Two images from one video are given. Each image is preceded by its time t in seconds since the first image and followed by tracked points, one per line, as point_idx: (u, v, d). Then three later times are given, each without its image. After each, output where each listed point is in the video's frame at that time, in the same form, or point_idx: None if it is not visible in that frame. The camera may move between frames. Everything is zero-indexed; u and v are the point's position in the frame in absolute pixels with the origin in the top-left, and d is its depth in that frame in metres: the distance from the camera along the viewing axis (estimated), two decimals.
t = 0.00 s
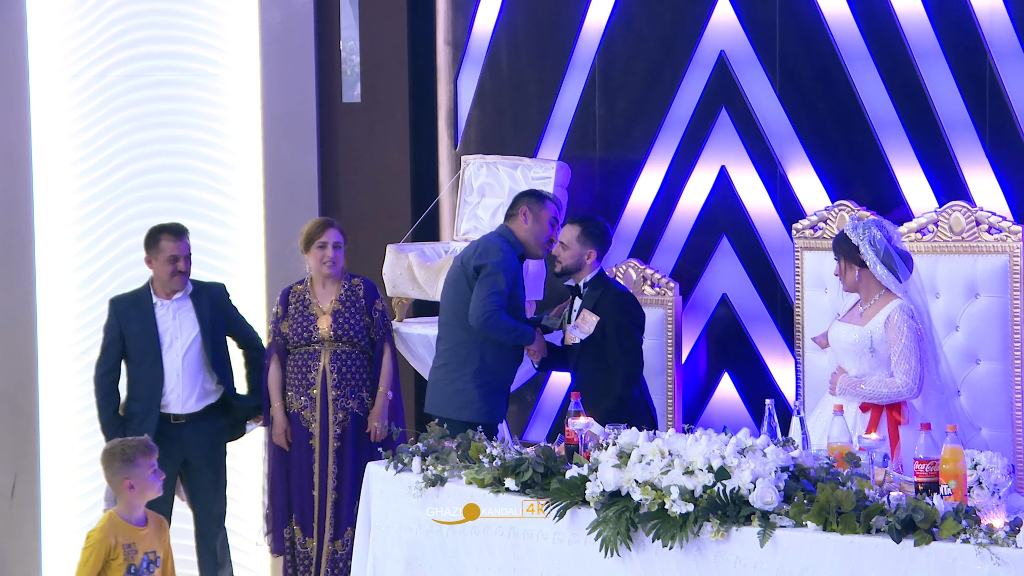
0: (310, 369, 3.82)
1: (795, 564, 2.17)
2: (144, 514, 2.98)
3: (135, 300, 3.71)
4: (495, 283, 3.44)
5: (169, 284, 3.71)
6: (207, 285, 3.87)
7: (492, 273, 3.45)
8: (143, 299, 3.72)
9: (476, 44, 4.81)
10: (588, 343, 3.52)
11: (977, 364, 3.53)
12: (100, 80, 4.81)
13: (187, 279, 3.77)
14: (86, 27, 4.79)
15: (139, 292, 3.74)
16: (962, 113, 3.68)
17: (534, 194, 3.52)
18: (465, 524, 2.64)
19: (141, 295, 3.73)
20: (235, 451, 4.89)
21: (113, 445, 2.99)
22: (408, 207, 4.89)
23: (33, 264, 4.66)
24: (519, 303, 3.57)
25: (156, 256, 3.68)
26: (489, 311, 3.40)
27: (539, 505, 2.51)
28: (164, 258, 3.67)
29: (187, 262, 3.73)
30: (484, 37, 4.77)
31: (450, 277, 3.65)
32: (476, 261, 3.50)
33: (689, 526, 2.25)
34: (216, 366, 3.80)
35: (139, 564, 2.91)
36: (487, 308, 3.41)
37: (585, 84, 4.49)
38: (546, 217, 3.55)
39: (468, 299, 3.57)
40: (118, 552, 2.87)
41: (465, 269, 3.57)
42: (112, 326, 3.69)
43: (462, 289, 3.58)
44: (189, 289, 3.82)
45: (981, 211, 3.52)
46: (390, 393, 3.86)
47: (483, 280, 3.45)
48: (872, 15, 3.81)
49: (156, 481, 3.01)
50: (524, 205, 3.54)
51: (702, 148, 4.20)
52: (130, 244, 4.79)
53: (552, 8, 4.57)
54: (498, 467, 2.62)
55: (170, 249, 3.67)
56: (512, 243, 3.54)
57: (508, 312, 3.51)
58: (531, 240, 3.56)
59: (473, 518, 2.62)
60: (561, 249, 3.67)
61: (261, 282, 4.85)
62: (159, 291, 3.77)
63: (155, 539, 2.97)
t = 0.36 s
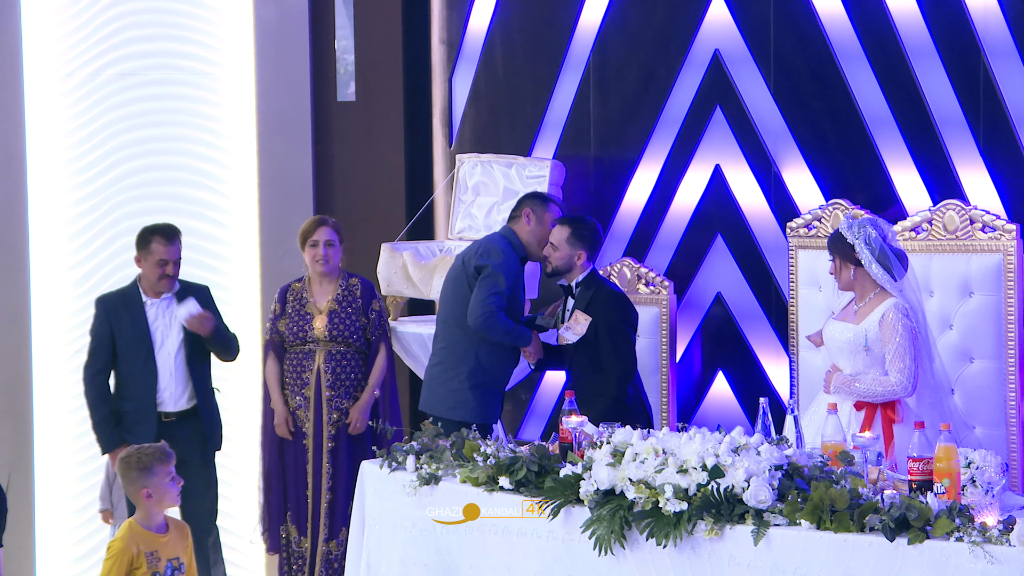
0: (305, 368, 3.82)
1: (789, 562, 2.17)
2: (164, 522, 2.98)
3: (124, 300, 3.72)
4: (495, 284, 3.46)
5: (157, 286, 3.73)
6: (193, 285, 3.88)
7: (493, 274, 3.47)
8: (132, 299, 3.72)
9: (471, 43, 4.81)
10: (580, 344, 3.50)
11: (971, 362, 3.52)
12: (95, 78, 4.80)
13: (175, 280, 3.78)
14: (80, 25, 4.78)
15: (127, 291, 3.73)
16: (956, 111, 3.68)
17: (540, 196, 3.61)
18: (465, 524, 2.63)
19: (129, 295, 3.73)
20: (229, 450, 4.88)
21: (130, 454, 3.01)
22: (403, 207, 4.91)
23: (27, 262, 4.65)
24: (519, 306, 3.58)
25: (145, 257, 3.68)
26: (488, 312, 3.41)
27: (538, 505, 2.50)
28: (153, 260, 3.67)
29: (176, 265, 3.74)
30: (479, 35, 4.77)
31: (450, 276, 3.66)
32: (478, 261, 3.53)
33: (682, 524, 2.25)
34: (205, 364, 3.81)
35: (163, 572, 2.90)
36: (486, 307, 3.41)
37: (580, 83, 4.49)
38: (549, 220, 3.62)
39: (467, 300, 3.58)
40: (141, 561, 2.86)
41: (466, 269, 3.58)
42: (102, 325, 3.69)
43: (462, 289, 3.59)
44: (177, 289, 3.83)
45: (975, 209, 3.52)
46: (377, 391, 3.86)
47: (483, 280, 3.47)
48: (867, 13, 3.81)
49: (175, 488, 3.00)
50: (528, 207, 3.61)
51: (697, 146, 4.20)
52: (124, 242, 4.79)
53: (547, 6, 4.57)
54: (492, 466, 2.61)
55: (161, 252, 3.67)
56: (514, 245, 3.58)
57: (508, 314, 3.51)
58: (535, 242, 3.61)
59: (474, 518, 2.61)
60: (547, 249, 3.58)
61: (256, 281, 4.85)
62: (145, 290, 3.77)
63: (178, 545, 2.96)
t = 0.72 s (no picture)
0: (300, 369, 3.81)
1: (780, 561, 2.17)
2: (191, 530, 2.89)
3: (110, 300, 3.72)
4: (480, 279, 3.45)
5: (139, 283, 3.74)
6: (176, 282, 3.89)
7: (478, 270, 3.46)
8: (118, 300, 3.73)
9: (464, 43, 4.84)
10: (579, 342, 3.50)
11: (963, 362, 3.52)
12: (88, 78, 4.77)
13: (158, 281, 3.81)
14: (73, 26, 4.73)
15: (114, 292, 3.73)
16: (948, 111, 3.68)
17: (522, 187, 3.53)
18: (465, 524, 2.61)
19: (116, 295, 3.73)
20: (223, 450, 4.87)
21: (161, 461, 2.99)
22: (395, 206, 5.03)
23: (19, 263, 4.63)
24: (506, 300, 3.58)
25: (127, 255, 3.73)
26: (472, 307, 3.41)
27: (537, 504, 2.48)
28: (134, 256, 3.73)
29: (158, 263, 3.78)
30: (472, 35, 4.79)
31: (438, 273, 3.67)
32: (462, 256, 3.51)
33: (675, 524, 2.25)
34: (189, 362, 3.80)
35: None
36: (472, 304, 3.41)
37: (573, 82, 4.49)
38: (530, 211, 3.57)
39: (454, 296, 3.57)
40: (163, 568, 2.77)
41: (451, 265, 3.58)
42: (88, 325, 3.69)
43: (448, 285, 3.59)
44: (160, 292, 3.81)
45: (967, 209, 3.51)
46: (355, 385, 3.80)
47: (469, 276, 3.47)
48: (859, 12, 3.81)
49: (193, 497, 2.90)
50: (509, 199, 3.55)
51: (690, 145, 4.20)
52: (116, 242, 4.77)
53: (540, 6, 4.57)
54: (485, 466, 2.61)
55: (144, 248, 3.73)
56: (498, 239, 3.55)
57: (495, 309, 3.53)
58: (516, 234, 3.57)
59: (474, 518, 2.59)
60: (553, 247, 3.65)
61: (249, 281, 4.86)
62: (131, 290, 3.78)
63: (204, 553, 2.87)
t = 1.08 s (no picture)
0: (298, 371, 3.81)
1: (774, 563, 2.17)
2: (235, 531, 2.75)
3: (103, 301, 3.72)
4: (484, 287, 3.46)
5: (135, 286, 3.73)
6: (170, 283, 3.88)
7: (483, 277, 3.47)
8: (111, 301, 3.72)
9: (458, 43, 4.80)
10: (569, 346, 3.48)
11: (957, 363, 3.52)
12: (82, 79, 4.81)
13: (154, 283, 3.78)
14: (66, 27, 4.78)
15: (107, 293, 3.73)
16: (943, 113, 3.68)
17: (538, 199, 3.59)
18: (465, 524, 2.60)
19: (109, 296, 3.73)
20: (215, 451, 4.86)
21: (207, 460, 2.82)
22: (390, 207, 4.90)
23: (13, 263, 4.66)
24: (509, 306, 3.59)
25: (121, 257, 3.69)
26: (476, 315, 3.42)
27: (540, 505, 2.47)
28: (128, 260, 3.68)
29: (152, 266, 3.74)
30: (467, 36, 4.76)
31: (442, 276, 3.67)
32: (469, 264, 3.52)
33: (669, 526, 2.25)
34: (180, 364, 3.78)
35: None
36: (476, 312, 3.42)
37: (567, 84, 4.49)
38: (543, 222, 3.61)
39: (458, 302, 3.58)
40: (194, 567, 2.66)
41: (457, 270, 3.58)
42: (82, 325, 3.69)
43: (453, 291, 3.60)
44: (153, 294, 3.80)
45: (961, 211, 3.52)
46: (351, 393, 3.79)
47: (472, 283, 3.47)
48: (853, 14, 3.82)
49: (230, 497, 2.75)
50: (522, 209, 3.59)
51: (685, 147, 4.20)
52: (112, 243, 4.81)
53: (534, 7, 4.57)
54: (479, 467, 2.61)
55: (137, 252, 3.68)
56: (507, 247, 3.57)
57: (497, 317, 3.52)
58: (526, 243, 3.59)
59: (474, 518, 2.58)
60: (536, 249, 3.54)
61: (244, 282, 4.86)
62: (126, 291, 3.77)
63: (244, 558, 2.71)
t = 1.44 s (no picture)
0: (295, 369, 3.80)
1: (770, 562, 2.17)
2: (247, 543, 2.80)
3: (98, 301, 3.71)
4: (467, 283, 3.46)
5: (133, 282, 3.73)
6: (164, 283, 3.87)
7: (463, 273, 3.47)
8: (106, 301, 3.72)
9: (454, 43, 4.81)
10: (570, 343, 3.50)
11: (953, 362, 3.52)
12: (78, 79, 4.81)
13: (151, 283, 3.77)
14: (63, 27, 4.78)
15: (102, 294, 3.73)
16: (938, 112, 3.68)
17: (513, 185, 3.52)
18: (465, 524, 2.59)
19: (104, 297, 3.72)
20: (212, 451, 4.87)
21: (209, 476, 2.85)
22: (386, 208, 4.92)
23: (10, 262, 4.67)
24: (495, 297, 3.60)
25: (126, 262, 3.68)
26: (460, 312, 3.43)
27: (540, 505, 2.45)
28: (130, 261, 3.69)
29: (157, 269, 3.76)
30: (463, 36, 4.77)
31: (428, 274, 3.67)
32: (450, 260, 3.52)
33: (664, 524, 2.25)
34: (174, 364, 3.78)
35: None
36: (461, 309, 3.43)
37: (564, 84, 4.49)
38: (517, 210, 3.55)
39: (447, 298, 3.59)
40: None
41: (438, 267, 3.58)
42: (77, 326, 3.68)
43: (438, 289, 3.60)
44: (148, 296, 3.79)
45: (957, 210, 3.52)
46: (348, 391, 3.79)
47: (454, 280, 3.48)
48: (849, 14, 3.82)
49: (236, 514, 2.79)
50: (495, 198, 3.53)
51: (681, 146, 4.21)
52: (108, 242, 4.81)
53: (531, 7, 4.57)
54: (475, 466, 2.61)
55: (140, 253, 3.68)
56: (486, 240, 3.54)
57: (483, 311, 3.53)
58: (502, 232, 3.54)
59: (474, 518, 2.57)
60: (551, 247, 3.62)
61: (240, 282, 4.85)
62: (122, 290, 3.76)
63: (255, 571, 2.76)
